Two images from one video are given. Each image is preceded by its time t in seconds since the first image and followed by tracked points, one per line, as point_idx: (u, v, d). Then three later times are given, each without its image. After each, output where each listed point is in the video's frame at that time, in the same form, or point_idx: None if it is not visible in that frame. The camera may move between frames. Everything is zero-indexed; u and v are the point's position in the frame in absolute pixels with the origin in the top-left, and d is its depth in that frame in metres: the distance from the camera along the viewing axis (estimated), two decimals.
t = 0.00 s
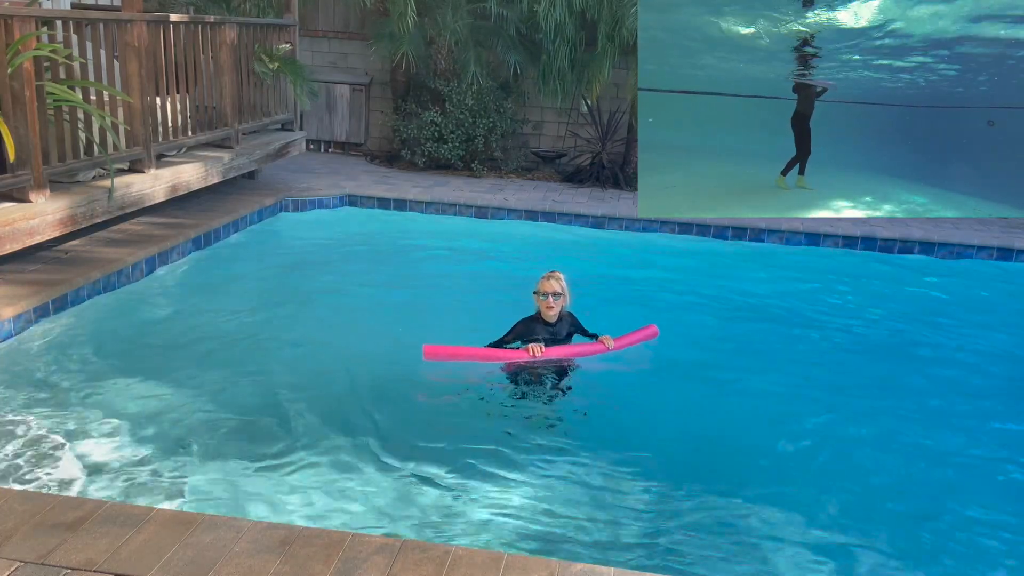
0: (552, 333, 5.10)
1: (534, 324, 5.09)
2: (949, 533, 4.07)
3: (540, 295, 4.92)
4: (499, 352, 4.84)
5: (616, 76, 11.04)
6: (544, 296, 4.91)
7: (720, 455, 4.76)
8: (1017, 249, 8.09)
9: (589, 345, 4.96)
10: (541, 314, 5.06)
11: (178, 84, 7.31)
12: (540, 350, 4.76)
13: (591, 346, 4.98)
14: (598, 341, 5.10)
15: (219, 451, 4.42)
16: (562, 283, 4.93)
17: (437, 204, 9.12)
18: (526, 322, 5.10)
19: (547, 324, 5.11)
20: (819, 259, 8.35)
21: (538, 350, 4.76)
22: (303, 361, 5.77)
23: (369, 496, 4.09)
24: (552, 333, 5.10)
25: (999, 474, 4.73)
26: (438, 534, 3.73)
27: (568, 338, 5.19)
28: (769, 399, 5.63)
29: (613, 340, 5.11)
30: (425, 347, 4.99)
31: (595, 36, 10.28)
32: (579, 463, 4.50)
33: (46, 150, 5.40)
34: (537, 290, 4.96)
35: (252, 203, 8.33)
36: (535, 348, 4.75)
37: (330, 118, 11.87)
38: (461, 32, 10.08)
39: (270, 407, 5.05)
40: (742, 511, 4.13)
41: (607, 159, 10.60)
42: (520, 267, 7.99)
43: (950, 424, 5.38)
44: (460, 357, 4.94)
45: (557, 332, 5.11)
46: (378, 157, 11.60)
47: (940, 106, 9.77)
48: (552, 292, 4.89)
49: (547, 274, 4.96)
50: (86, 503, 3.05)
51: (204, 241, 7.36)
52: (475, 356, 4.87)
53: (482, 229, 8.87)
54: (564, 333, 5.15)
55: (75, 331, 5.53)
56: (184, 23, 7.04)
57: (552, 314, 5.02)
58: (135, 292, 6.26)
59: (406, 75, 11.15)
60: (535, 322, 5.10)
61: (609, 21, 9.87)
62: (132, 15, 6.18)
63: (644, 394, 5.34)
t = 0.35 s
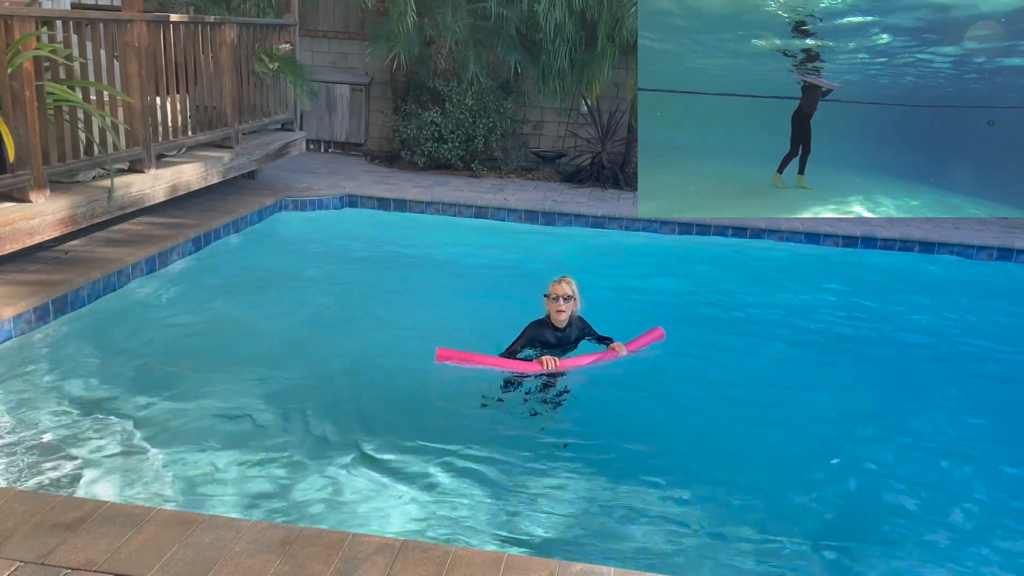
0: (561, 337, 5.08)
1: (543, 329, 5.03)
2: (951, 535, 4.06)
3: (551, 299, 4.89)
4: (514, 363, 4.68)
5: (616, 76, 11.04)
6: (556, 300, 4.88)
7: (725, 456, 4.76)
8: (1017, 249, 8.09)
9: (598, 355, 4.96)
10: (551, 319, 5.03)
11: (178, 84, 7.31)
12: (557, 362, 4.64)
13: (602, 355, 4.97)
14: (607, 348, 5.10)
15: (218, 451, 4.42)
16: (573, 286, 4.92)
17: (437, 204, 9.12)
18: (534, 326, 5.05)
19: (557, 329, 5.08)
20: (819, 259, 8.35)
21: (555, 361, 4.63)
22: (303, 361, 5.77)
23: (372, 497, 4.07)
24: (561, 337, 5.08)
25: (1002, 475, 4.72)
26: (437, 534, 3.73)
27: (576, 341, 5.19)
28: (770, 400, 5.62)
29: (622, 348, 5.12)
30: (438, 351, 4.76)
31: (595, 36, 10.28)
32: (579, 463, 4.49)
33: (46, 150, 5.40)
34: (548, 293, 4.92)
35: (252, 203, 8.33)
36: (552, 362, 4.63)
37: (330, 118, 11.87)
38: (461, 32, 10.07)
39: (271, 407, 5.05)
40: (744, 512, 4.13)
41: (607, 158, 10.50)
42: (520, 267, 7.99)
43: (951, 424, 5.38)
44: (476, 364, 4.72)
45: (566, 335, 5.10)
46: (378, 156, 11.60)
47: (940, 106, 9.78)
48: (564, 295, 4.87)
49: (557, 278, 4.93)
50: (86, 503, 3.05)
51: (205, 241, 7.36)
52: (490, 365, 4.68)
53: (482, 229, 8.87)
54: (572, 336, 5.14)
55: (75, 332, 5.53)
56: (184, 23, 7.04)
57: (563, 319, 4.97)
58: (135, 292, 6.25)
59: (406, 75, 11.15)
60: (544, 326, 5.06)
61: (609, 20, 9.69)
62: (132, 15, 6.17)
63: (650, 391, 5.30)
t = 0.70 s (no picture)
0: (563, 339, 5.11)
1: (547, 330, 5.07)
2: (951, 535, 4.05)
3: (556, 301, 4.91)
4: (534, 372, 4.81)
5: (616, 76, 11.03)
6: (560, 303, 4.89)
7: (727, 457, 4.76)
8: (1017, 249, 8.09)
9: (621, 364, 5.09)
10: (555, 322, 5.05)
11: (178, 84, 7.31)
12: (575, 373, 4.76)
13: (623, 365, 5.10)
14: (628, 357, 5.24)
15: (218, 451, 4.42)
16: (579, 289, 4.93)
17: (437, 204, 9.12)
18: (540, 326, 5.09)
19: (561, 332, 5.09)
20: (819, 259, 8.35)
21: (575, 371, 4.76)
22: (302, 362, 5.76)
23: (371, 497, 4.06)
24: (563, 339, 5.12)
25: (1003, 475, 4.72)
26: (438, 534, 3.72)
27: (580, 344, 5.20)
28: (769, 400, 5.61)
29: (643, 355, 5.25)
30: (458, 362, 4.88)
31: (595, 36, 10.28)
32: (580, 463, 4.49)
33: (46, 150, 5.40)
34: (552, 296, 4.94)
35: (252, 203, 8.33)
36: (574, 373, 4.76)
37: (330, 118, 11.87)
38: (461, 32, 10.07)
39: (270, 407, 5.05)
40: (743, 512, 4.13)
41: (606, 158, 10.31)
42: (520, 267, 7.99)
43: (952, 426, 5.36)
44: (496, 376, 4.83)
45: (569, 337, 5.12)
46: (378, 157, 11.60)
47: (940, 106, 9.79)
48: (569, 298, 4.88)
49: (563, 280, 4.95)
50: (86, 503, 3.05)
51: (205, 241, 7.36)
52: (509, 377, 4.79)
53: (482, 230, 8.87)
54: (576, 338, 5.15)
55: (74, 332, 5.53)
56: (184, 23, 7.04)
57: (566, 321, 4.99)
58: (135, 292, 6.25)
59: (406, 75, 11.15)
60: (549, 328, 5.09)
61: (609, 22, 9.50)
62: (132, 15, 6.17)
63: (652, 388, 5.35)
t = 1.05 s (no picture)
0: (563, 344, 5.06)
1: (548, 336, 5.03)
2: (950, 536, 4.06)
3: (556, 306, 4.88)
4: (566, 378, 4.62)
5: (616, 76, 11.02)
6: (560, 308, 4.86)
7: (728, 458, 4.77)
8: (1017, 249, 8.09)
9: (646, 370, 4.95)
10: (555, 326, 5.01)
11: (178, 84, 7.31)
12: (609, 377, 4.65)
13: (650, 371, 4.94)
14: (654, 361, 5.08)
15: (218, 451, 4.42)
16: (578, 293, 4.90)
17: (437, 204, 9.12)
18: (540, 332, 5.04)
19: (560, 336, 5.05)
20: (820, 259, 8.35)
21: (605, 375, 4.61)
22: (302, 362, 5.76)
23: (369, 498, 4.05)
24: (564, 344, 5.06)
25: (1004, 475, 4.72)
26: (438, 534, 3.72)
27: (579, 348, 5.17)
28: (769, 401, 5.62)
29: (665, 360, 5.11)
30: (485, 371, 4.55)
31: (595, 36, 10.28)
32: (580, 463, 4.49)
33: (46, 150, 5.40)
34: (552, 301, 4.91)
35: (252, 203, 8.33)
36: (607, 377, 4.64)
37: (330, 117, 11.87)
38: (461, 32, 10.07)
39: (271, 407, 5.05)
40: (743, 512, 4.13)
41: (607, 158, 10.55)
42: (520, 267, 8.00)
43: (952, 426, 5.36)
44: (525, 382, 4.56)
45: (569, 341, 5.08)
46: (378, 157, 11.60)
47: (939, 106, 9.79)
48: (568, 303, 4.85)
49: (563, 284, 4.91)
50: (86, 503, 3.05)
51: (204, 241, 7.36)
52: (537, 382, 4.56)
53: (482, 229, 8.87)
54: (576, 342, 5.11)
55: (74, 332, 5.52)
56: (184, 23, 7.04)
57: (567, 325, 4.96)
58: (135, 292, 6.25)
59: (406, 75, 11.15)
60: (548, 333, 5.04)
61: (609, 21, 9.78)
62: (132, 15, 6.18)
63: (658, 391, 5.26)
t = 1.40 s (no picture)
0: (563, 343, 5.06)
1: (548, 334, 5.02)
2: (949, 535, 4.06)
3: (555, 305, 4.88)
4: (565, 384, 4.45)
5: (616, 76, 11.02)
6: (559, 307, 4.86)
7: (727, 457, 4.77)
8: (1017, 249, 8.09)
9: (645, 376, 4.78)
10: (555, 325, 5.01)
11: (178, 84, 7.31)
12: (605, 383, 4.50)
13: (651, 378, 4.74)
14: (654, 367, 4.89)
15: (218, 450, 4.42)
16: (576, 292, 4.90)
17: (437, 204, 9.12)
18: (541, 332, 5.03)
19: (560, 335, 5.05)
20: (819, 259, 8.35)
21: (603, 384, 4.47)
22: (302, 362, 5.76)
23: (370, 499, 4.05)
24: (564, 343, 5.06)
25: (1001, 474, 4.74)
26: (439, 534, 3.73)
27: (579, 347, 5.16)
28: (769, 400, 5.62)
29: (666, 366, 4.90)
30: (484, 377, 4.35)
31: (595, 36, 10.28)
32: (580, 463, 4.49)
33: (46, 150, 5.40)
34: (551, 300, 4.91)
35: (252, 203, 8.32)
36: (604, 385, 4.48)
37: (330, 118, 11.87)
38: (461, 32, 10.07)
39: (271, 407, 5.04)
40: (744, 512, 4.14)
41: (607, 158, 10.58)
42: (521, 267, 7.99)
43: (951, 426, 5.36)
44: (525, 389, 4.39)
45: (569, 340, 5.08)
46: (378, 157, 11.60)
47: (940, 106, 9.79)
48: (567, 302, 4.84)
49: (562, 283, 4.91)
50: (86, 503, 3.05)
51: (205, 241, 7.36)
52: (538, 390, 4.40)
53: (482, 230, 8.86)
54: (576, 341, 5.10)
55: (75, 331, 5.53)
56: (184, 23, 7.04)
57: (566, 324, 4.96)
58: (135, 292, 6.25)
59: (406, 75, 11.15)
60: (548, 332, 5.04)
61: (610, 21, 9.90)
62: (132, 15, 6.17)
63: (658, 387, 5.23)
